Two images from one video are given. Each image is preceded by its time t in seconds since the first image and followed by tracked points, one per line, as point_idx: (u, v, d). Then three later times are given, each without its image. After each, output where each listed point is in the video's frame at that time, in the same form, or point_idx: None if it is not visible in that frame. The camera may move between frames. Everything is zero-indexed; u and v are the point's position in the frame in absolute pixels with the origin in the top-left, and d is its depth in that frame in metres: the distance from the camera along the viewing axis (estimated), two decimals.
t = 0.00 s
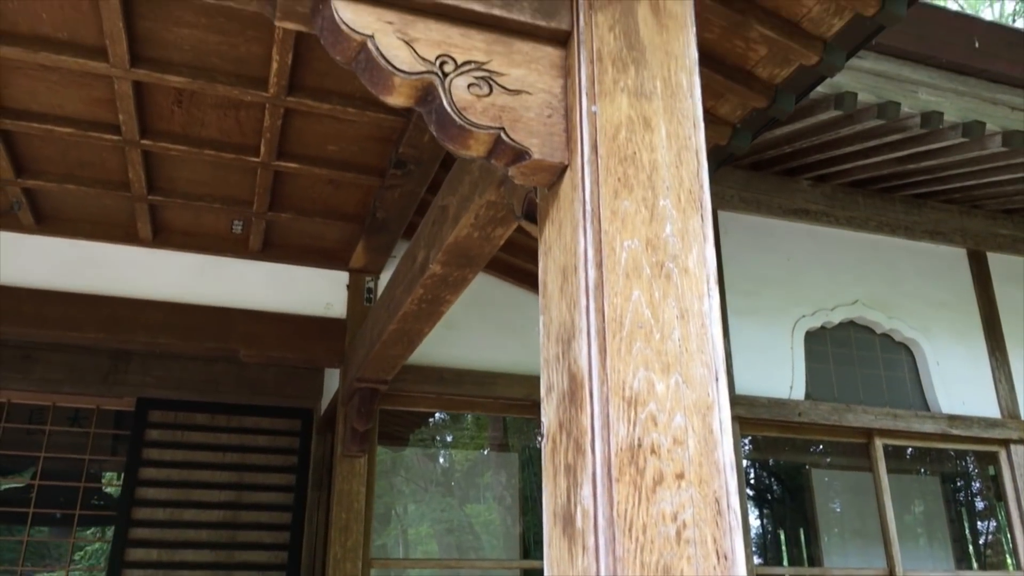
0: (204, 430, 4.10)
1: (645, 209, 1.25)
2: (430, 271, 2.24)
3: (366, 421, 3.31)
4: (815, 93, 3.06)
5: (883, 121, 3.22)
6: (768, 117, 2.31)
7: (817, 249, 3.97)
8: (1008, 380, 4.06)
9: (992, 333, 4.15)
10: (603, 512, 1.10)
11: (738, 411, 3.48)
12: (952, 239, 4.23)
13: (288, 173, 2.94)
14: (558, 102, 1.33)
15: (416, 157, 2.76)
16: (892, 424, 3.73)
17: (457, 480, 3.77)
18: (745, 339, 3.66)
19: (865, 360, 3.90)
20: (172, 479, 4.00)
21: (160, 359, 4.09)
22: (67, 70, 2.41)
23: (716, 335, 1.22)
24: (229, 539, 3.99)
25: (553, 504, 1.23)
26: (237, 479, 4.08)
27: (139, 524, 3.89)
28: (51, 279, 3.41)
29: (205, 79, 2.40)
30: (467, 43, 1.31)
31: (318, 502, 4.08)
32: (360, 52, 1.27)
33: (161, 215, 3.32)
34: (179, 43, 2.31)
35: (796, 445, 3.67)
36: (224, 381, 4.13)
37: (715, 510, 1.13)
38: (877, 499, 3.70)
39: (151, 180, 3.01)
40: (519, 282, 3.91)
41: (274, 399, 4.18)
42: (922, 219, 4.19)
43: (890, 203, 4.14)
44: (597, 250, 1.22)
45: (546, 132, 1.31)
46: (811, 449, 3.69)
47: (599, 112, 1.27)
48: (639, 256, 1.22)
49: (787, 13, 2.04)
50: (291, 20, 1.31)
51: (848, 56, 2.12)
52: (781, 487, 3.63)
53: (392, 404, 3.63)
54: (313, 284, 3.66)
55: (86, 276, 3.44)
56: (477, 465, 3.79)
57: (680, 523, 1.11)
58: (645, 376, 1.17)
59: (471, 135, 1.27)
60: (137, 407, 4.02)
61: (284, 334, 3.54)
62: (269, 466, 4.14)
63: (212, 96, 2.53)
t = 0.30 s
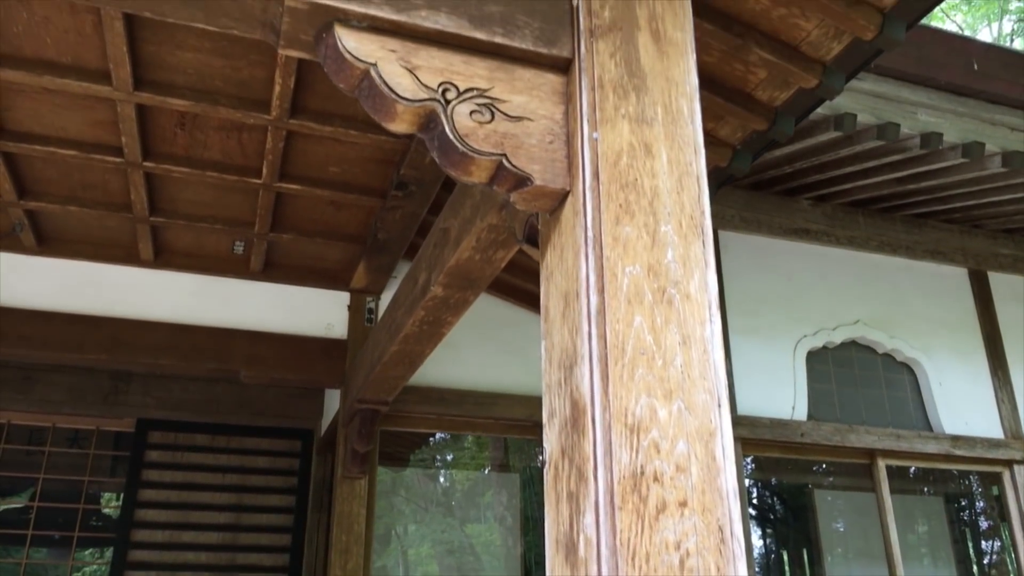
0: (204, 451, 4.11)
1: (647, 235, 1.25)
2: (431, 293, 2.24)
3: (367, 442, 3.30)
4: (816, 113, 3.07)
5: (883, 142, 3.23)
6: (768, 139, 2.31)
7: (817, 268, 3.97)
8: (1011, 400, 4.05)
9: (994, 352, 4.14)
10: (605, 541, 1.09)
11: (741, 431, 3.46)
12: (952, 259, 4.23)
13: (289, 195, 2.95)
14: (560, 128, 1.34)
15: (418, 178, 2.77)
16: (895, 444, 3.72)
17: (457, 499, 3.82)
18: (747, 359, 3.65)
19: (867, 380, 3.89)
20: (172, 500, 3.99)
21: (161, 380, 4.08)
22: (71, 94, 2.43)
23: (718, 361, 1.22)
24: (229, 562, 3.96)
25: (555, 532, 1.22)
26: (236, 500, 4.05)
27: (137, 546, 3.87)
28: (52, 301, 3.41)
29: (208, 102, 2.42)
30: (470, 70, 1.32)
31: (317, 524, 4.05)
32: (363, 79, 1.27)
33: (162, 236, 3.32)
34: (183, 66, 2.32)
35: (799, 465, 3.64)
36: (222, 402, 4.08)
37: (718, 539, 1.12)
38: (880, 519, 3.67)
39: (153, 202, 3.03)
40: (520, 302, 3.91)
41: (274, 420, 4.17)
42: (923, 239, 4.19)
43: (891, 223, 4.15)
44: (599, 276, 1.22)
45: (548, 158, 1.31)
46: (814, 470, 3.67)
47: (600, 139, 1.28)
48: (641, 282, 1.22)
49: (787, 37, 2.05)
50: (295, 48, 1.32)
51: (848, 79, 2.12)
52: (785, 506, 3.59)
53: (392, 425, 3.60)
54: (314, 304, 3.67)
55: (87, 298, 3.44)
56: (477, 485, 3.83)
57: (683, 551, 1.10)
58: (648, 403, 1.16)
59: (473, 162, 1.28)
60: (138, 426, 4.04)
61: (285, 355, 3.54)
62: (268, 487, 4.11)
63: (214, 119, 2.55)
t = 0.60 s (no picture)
0: (202, 472, 4.08)
1: (645, 261, 1.25)
2: (431, 315, 2.24)
3: (366, 463, 3.29)
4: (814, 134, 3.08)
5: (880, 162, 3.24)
6: (767, 161, 2.32)
7: (816, 287, 3.97)
8: (1012, 419, 4.04)
9: (994, 371, 4.14)
10: (605, 569, 1.08)
11: (741, 451, 3.45)
12: (952, 278, 4.24)
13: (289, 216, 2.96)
14: (559, 154, 1.35)
15: (418, 200, 2.78)
16: (897, 463, 3.71)
17: (457, 519, 3.76)
18: (747, 378, 3.64)
19: (868, 399, 3.88)
20: (170, 521, 3.98)
21: (160, 400, 4.07)
22: (73, 116, 2.45)
23: (718, 388, 1.22)
24: None
25: (554, 559, 1.22)
26: (235, 521, 4.04)
27: (135, 567, 3.86)
28: (52, 321, 3.41)
29: (209, 124, 2.43)
30: (469, 97, 1.33)
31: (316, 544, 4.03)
32: (363, 107, 1.28)
33: (163, 256, 3.33)
34: (185, 89, 2.34)
35: (800, 484, 3.62)
36: (223, 420, 4.11)
37: (718, 567, 1.12)
38: (882, 539, 3.66)
39: (154, 223, 3.03)
40: (520, 322, 3.90)
41: (273, 440, 4.15)
42: (922, 258, 4.20)
43: (890, 242, 4.16)
44: (598, 303, 1.22)
45: (547, 185, 1.32)
46: (814, 490, 3.65)
47: (599, 165, 1.29)
48: (640, 308, 1.22)
49: (785, 60, 2.06)
50: (295, 75, 1.33)
51: (847, 102, 2.11)
52: (785, 524, 3.58)
53: (392, 445, 3.60)
54: (314, 324, 3.67)
55: (87, 318, 3.44)
56: (478, 504, 3.78)
57: None
58: (647, 430, 1.16)
59: (473, 188, 1.29)
60: (137, 447, 4.01)
61: (284, 376, 3.54)
62: (267, 508, 4.09)
63: (215, 141, 2.56)
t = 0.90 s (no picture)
0: (200, 493, 4.07)
1: (644, 287, 1.26)
2: (430, 337, 2.24)
3: (365, 485, 3.28)
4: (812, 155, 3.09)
5: (878, 184, 3.25)
6: (765, 183, 2.32)
7: (815, 308, 3.97)
8: (1012, 439, 4.04)
9: (994, 391, 4.13)
10: None
11: (742, 472, 3.43)
12: (951, 298, 4.24)
13: (290, 237, 2.97)
14: (557, 181, 1.36)
15: (418, 221, 2.79)
16: (898, 485, 3.69)
17: (456, 539, 3.72)
18: (747, 398, 3.63)
19: (868, 419, 3.88)
20: (168, 543, 3.94)
21: (158, 420, 4.06)
22: (74, 139, 2.46)
23: (717, 415, 1.22)
24: None
25: None
26: (233, 543, 4.01)
27: None
28: (52, 342, 3.42)
29: (210, 147, 2.45)
30: (468, 125, 1.34)
31: (314, 567, 4.01)
32: (363, 135, 1.29)
33: (163, 277, 3.34)
34: (186, 113, 2.36)
35: (801, 505, 3.61)
36: (221, 442, 4.08)
37: None
38: (884, 560, 3.63)
39: (154, 244, 3.04)
40: (520, 343, 3.90)
41: (273, 459, 4.13)
42: (921, 278, 4.21)
43: (889, 262, 4.17)
44: (596, 330, 1.22)
45: (545, 212, 1.33)
46: (814, 510, 3.63)
47: (597, 192, 1.29)
48: (639, 335, 1.23)
49: (782, 84, 2.08)
50: (296, 103, 1.34)
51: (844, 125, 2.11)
52: (786, 543, 3.55)
53: (390, 466, 3.59)
54: (313, 345, 3.67)
55: (87, 339, 3.44)
56: (477, 523, 3.74)
57: None
58: (646, 457, 1.16)
59: (472, 215, 1.29)
60: (134, 468, 4.02)
61: (283, 398, 3.53)
62: (266, 529, 4.07)
63: (216, 163, 2.57)
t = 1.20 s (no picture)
0: (197, 516, 4.07)
1: (642, 316, 1.26)
2: (429, 361, 2.24)
3: (363, 508, 3.27)
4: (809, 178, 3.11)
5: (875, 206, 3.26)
6: (762, 207, 2.33)
7: (814, 329, 3.97)
8: (1013, 461, 4.02)
9: (994, 412, 4.13)
10: None
11: (741, 494, 3.41)
12: (950, 318, 4.25)
13: (290, 260, 2.98)
14: (555, 209, 1.37)
15: (417, 244, 2.80)
16: (899, 507, 3.67)
17: (455, 560, 3.68)
18: (747, 420, 3.62)
19: (868, 441, 3.86)
20: (165, 566, 3.91)
21: (156, 442, 4.05)
22: (76, 163, 2.47)
23: (715, 445, 1.22)
24: None
25: None
26: (229, 565, 3.97)
27: None
28: (52, 364, 3.42)
29: (211, 171, 2.46)
30: (467, 154, 1.35)
31: None
32: (362, 164, 1.30)
33: (162, 300, 3.34)
34: (187, 137, 2.37)
35: (801, 527, 3.59)
36: (220, 466, 4.05)
37: None
38: None
39: (154, 267, 3.05)
40: (520, 364, 3.90)
41: (271, 482, 4.11)
42: (920, 299, 4.22)
43: (887, 283, 4.18)
44: (594, 359, 1.22)
45: (543, 240, 1.33)
46: (815, 533, 3.61)
47: (595, 221, 1.30)
48: (637, 364, 1.23)
49: (779, 110, 2.09)
50: (296, 133, 1.35)
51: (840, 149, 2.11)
52: (787, 564, 3.53)
53: (389, 488, 3.57)
54: (313, 367, 3.67)
55: (87, 361, 3.45)
56: (476, 544, 3.71)
57: None
58: (644, 487, 1.16)
59: (470, 244, 1.30)
60: (132, 491, 4.00)
61: (282, 420, 3.53)
62: (263, 552, 4.05)
63: (216, 187, 2.59)
